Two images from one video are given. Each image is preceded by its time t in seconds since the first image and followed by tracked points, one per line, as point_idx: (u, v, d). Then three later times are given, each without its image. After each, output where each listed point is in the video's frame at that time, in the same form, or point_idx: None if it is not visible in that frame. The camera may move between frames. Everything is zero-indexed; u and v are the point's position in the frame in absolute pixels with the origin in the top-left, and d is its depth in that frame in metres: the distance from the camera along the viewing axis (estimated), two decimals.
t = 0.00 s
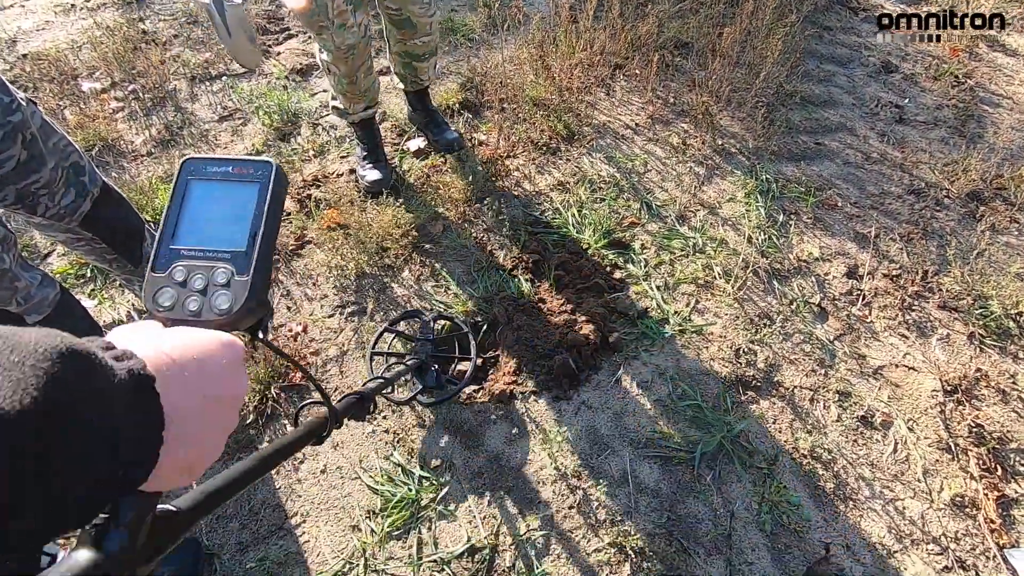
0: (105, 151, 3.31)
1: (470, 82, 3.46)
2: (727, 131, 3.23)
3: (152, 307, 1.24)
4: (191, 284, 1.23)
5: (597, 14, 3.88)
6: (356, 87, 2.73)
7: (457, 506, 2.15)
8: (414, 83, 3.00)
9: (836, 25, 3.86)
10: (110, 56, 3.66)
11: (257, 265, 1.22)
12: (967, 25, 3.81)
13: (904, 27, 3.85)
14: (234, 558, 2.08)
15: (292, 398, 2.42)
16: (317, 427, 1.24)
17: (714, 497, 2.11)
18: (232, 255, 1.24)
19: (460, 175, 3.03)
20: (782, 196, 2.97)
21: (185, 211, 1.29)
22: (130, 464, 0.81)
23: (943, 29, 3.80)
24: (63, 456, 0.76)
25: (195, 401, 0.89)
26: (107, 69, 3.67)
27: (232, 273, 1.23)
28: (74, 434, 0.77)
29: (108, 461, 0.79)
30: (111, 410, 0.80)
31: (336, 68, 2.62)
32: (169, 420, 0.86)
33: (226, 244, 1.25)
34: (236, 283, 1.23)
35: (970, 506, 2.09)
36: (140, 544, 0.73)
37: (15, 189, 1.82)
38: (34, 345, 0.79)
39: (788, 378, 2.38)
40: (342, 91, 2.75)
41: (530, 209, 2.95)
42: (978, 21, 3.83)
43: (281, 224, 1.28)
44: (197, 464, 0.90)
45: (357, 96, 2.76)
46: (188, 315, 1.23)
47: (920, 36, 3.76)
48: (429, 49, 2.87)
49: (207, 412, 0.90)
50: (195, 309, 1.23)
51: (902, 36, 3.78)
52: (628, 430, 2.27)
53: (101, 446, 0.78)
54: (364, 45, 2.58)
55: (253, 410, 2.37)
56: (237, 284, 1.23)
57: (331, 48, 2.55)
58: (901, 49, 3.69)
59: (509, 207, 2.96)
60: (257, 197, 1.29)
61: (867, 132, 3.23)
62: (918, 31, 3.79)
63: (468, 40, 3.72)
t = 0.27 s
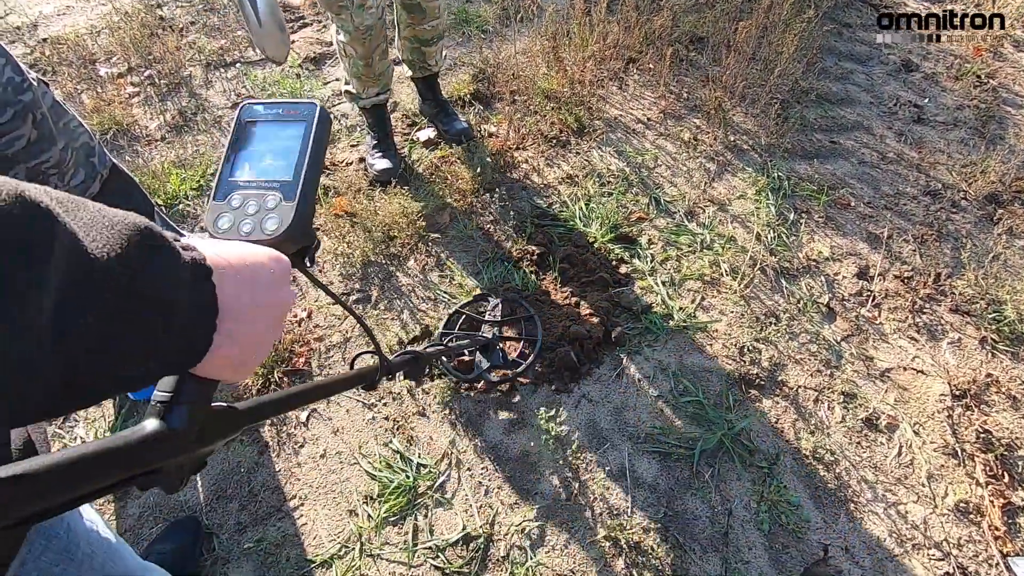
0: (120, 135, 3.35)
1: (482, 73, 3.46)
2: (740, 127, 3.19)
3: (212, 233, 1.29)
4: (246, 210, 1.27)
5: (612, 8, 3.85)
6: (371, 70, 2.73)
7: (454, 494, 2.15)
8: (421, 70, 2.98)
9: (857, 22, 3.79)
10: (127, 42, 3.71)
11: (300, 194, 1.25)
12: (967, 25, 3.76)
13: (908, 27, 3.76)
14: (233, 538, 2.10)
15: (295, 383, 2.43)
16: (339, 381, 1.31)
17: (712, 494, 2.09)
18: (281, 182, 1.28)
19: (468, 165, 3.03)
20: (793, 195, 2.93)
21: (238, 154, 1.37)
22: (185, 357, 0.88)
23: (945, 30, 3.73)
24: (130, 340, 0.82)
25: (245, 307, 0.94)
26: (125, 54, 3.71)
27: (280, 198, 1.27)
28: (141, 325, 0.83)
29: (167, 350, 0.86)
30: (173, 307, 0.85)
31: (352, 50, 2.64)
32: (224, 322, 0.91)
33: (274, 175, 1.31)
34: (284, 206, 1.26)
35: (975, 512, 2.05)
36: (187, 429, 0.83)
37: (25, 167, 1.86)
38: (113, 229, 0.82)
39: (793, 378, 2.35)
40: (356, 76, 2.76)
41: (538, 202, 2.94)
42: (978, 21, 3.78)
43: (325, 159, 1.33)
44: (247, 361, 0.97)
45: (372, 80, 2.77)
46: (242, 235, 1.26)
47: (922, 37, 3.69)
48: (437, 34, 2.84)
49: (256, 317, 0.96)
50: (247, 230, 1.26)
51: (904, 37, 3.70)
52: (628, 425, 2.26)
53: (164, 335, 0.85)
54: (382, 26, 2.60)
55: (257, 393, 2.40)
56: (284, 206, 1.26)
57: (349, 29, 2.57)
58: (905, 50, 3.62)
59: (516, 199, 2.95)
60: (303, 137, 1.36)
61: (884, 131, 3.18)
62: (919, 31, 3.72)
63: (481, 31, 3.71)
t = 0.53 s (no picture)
0: (137, 124, 3.39)
1: (495, 69, 3.44)
2: (755, 127, 3.14)
3: (184, 212, 1.35)
4: (217, 191, 1.32)
5: (629, 4, 3.81)
6: (386, 58, 2.74)
7: (452, 490, 2.14)
8: (429, 59, 2.98)
9: (880, 22, 3.72)
10: (146, 33, 3.75)
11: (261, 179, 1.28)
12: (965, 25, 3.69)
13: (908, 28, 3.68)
14: (233, 527, 2.11)
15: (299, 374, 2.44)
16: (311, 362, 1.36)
17: (714, 499, 2.06)
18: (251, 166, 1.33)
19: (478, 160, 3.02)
20: (807, 197, 2.87)
21: (216, 134, 1.41)
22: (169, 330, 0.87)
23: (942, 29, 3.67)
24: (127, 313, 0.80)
25: (221, 286, 0.93)
26: (143, 45, 3.75)
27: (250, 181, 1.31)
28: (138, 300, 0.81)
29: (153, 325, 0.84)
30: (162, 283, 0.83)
31: (367, 38, 2.64)
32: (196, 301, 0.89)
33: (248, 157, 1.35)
34: (252, 190, 1.31)
35: (984, 527, 1.99)
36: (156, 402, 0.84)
37: (36, 155, 1.88)
38: (96, 198, 0.78)
39: (801, 384, 2.31)
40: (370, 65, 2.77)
41: (547, 199, 2.92)
42: (977, 21, 3.72)
43: (296, 143, 1.37)
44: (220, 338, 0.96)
45: (386, 69, 2.78)
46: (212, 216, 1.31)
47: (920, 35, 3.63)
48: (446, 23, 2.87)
49: (230, 296, 0.94)
50: (217, 212, 1.31)
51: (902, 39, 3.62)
52: (630, 426, 2.23)
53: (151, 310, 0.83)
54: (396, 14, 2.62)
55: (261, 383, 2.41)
56: (255, 189, 1.31)
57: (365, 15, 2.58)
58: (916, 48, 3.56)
59: (525, 196, 2.93)
60: (274, 122, 1.39)
61: (904, 134, 3.11)
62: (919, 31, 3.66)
63: (496, 26, 3.69)
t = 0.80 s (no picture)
0: (155, 118, 3.41)
1: (511, 66, 3.42)
2: (774, 128, 3.08)
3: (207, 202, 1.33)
4: (240, 180, 1.31)
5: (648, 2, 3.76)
6: (399, 57, 2.71)
7: (460, 490, 2.12)
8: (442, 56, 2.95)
9: (906, 22, 3.63)
10: (166, 27, 3.78)
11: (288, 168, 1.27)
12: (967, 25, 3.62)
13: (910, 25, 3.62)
14: (241, 519, 2.10)
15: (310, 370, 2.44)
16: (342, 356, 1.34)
17: (726, 506, 2.02)
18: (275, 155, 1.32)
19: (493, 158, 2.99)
20: (828, 200, 2.81)
21: (238, 126, 1.41)
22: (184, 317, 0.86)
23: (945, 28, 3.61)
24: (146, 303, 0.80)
25: (236, 272, 0.91)
26: (164, 39, 3.78)
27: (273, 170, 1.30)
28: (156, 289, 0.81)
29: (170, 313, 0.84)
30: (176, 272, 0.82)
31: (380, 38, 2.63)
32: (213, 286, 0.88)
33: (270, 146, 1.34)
34: (275, 178, 1.29)
35: (1006, 543, 1.93)
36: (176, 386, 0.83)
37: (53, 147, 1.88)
38: (114, 182, 0.77)
39: (817, 390, 2.26)
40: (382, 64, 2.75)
41: (561, 198, 2.89)
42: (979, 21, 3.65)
43: (318, 133, 1.36)
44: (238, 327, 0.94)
45: (400, 67, 2.76)
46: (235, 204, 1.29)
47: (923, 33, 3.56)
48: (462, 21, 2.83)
49: (246, 283, 0.93)
50: (240, 200, 1.29)
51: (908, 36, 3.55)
52: (641, 429, 2.20)
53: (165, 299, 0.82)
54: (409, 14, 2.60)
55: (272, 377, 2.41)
56: (278, 177, 1.29)
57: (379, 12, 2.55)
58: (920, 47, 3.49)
59: (539, 195, 2.91)
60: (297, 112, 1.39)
61: (929, 137, 3.03)
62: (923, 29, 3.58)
63: (513, 23, 3.67)
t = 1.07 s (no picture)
0: (172, 112, 3.43)
1: (526, 64, 3.39)
2: (792, 129, 3.03)
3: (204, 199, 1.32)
4: (237, 178, 1.31)
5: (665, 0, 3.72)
6: (410, 55, 2.71)
7: (467, 489, 2.10)
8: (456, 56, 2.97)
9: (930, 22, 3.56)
10: (185, 22, 3.80)
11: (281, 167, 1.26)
12: (967, 25, 3.55)
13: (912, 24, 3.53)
14: (249, 513, 2.10)
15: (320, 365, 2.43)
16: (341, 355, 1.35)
17: (735, 513, 1.98)
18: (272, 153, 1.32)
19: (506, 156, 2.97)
20: (845, 203, 2.76)
21: (237, 121, 1.40)
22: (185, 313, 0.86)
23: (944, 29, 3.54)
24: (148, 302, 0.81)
25: (231, 269, 0.89)
26: (182, 34, 3.80)
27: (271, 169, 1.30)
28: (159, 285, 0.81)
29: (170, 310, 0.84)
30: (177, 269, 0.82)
31: (389, 40, 2.65)
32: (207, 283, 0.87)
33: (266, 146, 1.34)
34: (273, 176, 1.29)
35: None
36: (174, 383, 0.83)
37: (70, 139, 1.88)
38: (108, 178, 0.78)
39: (831, 397, 2.21)
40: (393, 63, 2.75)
41: (574, 198, 2.86)
42: (978, 21, 3.57)
43: (315, 135, 1.36)
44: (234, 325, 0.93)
45: (412, 66, 2.75)
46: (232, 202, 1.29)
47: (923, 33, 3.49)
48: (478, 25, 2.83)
49: (243, 281, 0.91)
50: (238, 198, 1.29)
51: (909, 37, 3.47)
52: (650, 433, 2.16)
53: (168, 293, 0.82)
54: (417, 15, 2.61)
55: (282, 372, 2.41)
56: (275, 176, 1.29)
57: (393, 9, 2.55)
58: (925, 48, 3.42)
59: (551, 194, 2.88)
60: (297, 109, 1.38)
61: (952, 140, 2.96)
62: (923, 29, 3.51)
63: (529, 21, 3.65)
